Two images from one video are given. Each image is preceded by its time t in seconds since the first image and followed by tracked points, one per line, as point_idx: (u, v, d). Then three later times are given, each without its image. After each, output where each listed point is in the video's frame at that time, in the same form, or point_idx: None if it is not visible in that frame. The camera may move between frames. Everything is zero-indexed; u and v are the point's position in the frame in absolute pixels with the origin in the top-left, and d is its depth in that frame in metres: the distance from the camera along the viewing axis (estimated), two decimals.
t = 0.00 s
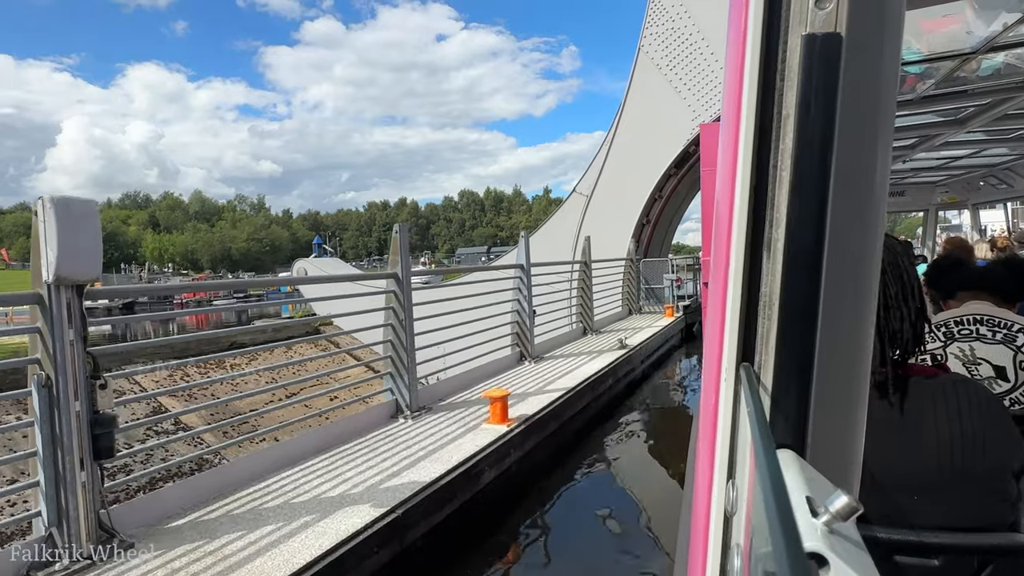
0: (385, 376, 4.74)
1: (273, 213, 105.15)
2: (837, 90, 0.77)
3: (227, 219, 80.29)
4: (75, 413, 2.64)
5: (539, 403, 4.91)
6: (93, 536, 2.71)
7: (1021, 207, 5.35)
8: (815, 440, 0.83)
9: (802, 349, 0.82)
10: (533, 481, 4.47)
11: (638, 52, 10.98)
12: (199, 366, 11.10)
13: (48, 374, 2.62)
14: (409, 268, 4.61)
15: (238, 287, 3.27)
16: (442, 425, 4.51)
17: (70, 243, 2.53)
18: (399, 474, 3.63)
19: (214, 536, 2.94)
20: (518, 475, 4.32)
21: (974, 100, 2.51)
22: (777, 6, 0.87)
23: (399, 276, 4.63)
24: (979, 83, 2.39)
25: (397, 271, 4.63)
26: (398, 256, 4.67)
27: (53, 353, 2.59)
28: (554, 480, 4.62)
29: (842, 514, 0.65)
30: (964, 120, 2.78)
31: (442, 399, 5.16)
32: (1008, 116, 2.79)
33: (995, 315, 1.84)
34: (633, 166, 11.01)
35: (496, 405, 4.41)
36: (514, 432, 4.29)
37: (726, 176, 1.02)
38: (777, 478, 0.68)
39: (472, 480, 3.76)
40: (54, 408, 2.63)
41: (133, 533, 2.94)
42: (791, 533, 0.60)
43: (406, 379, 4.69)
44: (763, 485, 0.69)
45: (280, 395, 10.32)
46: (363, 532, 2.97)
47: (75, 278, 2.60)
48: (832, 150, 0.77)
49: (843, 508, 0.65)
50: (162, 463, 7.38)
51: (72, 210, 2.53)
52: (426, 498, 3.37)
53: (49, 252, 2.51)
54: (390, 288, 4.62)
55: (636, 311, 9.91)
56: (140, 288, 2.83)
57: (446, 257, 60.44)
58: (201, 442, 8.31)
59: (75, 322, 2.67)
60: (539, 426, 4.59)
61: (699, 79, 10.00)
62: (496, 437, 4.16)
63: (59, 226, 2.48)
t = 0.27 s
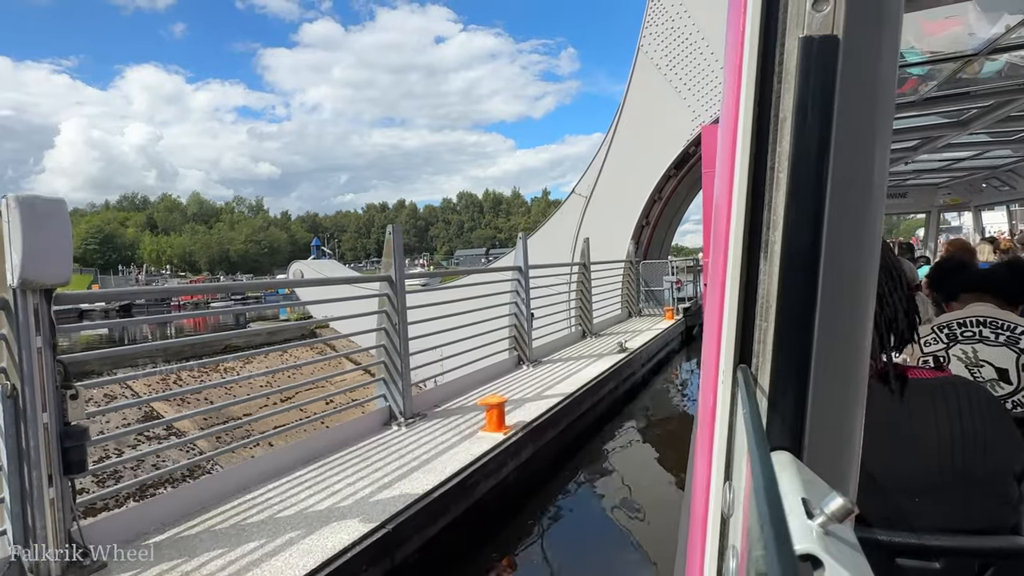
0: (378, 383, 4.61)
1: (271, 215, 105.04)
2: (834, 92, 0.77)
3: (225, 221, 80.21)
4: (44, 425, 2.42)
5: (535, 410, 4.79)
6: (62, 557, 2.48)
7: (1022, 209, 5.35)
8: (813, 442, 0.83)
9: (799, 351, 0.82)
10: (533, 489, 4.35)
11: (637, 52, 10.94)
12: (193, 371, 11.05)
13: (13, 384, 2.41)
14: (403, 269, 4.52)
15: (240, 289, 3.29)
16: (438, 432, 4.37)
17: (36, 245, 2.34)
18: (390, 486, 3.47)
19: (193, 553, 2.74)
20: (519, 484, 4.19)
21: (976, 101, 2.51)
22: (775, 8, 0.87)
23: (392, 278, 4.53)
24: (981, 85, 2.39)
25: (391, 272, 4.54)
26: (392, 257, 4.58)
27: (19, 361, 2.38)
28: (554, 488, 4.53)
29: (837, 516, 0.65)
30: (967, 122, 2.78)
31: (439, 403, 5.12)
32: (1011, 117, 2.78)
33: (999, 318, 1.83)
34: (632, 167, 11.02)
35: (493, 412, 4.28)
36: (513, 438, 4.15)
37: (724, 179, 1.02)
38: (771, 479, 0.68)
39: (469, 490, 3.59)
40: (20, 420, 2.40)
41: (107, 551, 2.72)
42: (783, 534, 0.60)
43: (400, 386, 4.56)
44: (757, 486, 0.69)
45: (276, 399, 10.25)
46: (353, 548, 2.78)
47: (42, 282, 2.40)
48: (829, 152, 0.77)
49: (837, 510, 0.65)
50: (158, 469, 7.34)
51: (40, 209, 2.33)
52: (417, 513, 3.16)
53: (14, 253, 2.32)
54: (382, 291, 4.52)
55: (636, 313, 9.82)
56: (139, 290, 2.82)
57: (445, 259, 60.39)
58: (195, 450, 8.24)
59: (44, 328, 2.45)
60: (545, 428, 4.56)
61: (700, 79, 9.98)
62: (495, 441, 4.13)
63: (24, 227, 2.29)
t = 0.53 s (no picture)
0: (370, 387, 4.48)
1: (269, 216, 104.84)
2: (837, 92, 0.77)
3: (222, 221, 80.05)
4: (5, 436, 2.21)
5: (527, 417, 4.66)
6: None
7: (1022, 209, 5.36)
8: (817, 443, 0.83)
9: (804, 352, 0.82)
10: (534, 494, 4.28)
11: (636, 50, 10.94)
12: (187, 373, 11.02)
13: None
14: (396, 269, 4.41)
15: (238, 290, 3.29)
16: (431, 438, 4.25)
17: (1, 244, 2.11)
18: (380, 496, 3.33)
19: (171, 569, 2.58)
20: (518, 490, 4.10)
21: (976, 100, 2.51)
22: (777, 8, 0.87)
23: (384, 279, 4.42)
24: (981, 84, 2.39)
25: (383, 273, 4.42)
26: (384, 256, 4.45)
27: None
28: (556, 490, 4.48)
29: (844, 519, 0.65)
30: (966, 121, 2.80)
31: (437, 405, 5.05)
32: (1012, 117, 2.78)
33: (1000, 317, 1.83)
34: (631, 167, 11.04)
35: (489, 417, 4.17)
36: (510, 446, 4.04)
37: (726, 180, 1.02)
38: (778, 483, 0.68)
39: (462, 501, 3.47)
40: None
41: (77, 567, 2.57)
42: (791, 538, 0.60)
43: (392, 390, 4.45)
44: (763, 490, 0.69)
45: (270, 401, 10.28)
46: (340, 563, 2.64)
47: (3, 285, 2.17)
48: (832, 152, 0.77)
49: (845, 513, 0.65)
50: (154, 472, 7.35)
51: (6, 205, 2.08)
52: (407, 525, 3.03)
53: None
54: (375, 291, 4.40)
55: (635, 313, 9.84)
56: (136, 290, 2.81)
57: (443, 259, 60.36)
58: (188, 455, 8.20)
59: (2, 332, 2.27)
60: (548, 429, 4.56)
61: (700, 77, 9.97)
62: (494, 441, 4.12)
63: None
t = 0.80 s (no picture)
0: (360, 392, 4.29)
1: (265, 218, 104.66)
2: (835, 93, 0.77)
3: (218, 223, 79.72)
4: None
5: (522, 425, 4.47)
6: None
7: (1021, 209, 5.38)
8: (817, 442, 0.83)
9: (804, 352, 0.82)
10: (537, 498, 4.24)
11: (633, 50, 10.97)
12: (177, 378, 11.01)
13: None
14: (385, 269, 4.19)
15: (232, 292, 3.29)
16: (423, 445, 4.07)
17: None
18: (368, 508, 3.13)
19: None
20: (516, 498, 3.99)
21: (976, 100, 2.52)
22: (775, 8, 0.88)
23: (374, 280, 4.20)
24: (980, 84, 2.40)
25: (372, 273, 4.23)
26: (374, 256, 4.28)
27: None
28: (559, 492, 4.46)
29: (844, 518, 0.65)
30: (965, 121, 2.82)
31: (434, 408, 4.97)
32: (1011, 116, 2.79)
33: (1000, 317, 1.83)
34: (629, 168, 11.04)
35: (484, 424, 3.99)
36: (504, 454, 3.87)
37: (726, 181, 1.02)
38: (778, 483, 0.68)
39: (453, 516, 3.28)
40: None
41: None
42: (791, 536, 0.60)
43: (384, 395, 4.27)
44: (763, 489, 0.69)
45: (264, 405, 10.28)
46: None
47: None
48: (830, 153, 0.77)
49: (845, 512, 0.65)
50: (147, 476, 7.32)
51: None
52: (397, 540, 2.85)
53: None
54: (364, 292, 4.20)
55: (633, 315, 9.82)
56: (130, 291, 2.80)
57: (441, 261, 60.25)
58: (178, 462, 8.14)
59: None
60: (550, 430, 4.55)
61: (698, 76, 9.97)
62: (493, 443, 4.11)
63: None
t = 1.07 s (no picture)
0: (349, 400, 4.17)
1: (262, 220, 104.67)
2: (836, 96, 0.77)
3: (214, 225, 79.55)
4: None
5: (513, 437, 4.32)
6: None
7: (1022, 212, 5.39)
8: (819, 445, 0.83)
9: (805, 355, 0.82)
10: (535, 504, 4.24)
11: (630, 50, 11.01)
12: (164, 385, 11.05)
13: None
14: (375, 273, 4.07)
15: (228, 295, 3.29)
16: (412, 456, 3.95)
17: None
18: (353, 526, 3.01)
19: None
20: (507, 510, 3.90)
21: (976, 103, 2.52)
22: (776, 12, 0.88)
23: (363, 283, 4.07)
24: (981, 87, 2.40)
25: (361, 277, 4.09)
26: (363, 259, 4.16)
27: None
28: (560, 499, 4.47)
29: (845, 520, 0.65)
30: (966, 124, 2.83)
31: (429, 414, 4.92)
32: (1012, 119, 2.80)
33: (1002, 319, 1.83)
34: (627, 170, 11.06)
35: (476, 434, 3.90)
36: (496, 466, 3.79)
37: (727, 184, 1.03)
38: (780, 484, 0.68)
39: (443, 531, 3.20)
40: None
41: None
42: (792, 538, 0.60)
43: (373, 403, 4.13)
44: (765, 490, 0.69)
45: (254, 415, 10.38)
46: None
47: None
48: (832, 157, 0.77)
49: (847, 514, 0.65)
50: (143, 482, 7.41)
51: None
52: (381, 561, 2.75)
53: None
54: (354, 296, 4.07)
55: (631, 318, 9.90)
56: (125, 295, 2.78)
57: (438, 264, 60.21)
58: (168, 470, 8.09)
59: None
60: (551, 433, 4.56)
61: (696, 77, 9.99)
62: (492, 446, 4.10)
63: None
